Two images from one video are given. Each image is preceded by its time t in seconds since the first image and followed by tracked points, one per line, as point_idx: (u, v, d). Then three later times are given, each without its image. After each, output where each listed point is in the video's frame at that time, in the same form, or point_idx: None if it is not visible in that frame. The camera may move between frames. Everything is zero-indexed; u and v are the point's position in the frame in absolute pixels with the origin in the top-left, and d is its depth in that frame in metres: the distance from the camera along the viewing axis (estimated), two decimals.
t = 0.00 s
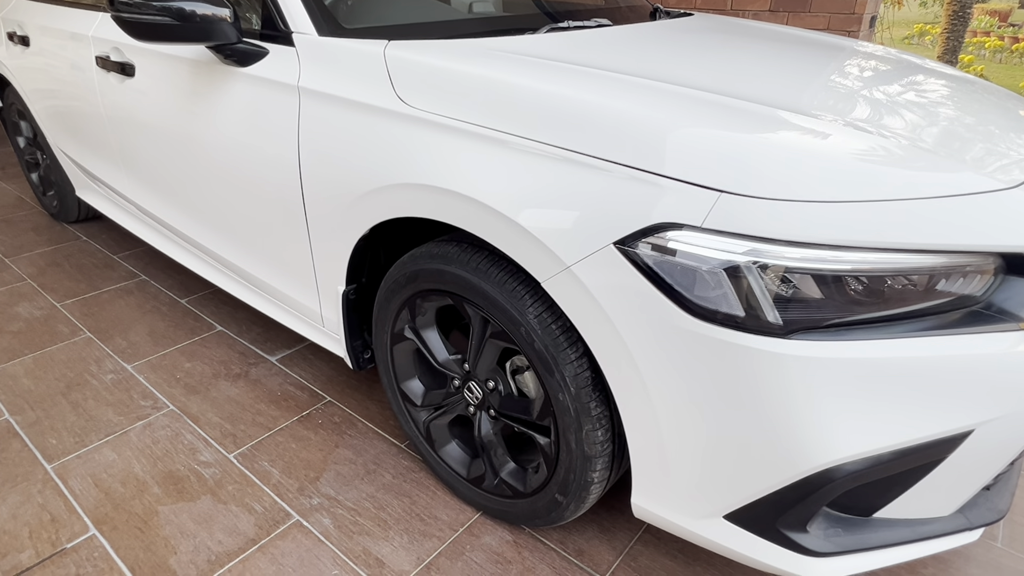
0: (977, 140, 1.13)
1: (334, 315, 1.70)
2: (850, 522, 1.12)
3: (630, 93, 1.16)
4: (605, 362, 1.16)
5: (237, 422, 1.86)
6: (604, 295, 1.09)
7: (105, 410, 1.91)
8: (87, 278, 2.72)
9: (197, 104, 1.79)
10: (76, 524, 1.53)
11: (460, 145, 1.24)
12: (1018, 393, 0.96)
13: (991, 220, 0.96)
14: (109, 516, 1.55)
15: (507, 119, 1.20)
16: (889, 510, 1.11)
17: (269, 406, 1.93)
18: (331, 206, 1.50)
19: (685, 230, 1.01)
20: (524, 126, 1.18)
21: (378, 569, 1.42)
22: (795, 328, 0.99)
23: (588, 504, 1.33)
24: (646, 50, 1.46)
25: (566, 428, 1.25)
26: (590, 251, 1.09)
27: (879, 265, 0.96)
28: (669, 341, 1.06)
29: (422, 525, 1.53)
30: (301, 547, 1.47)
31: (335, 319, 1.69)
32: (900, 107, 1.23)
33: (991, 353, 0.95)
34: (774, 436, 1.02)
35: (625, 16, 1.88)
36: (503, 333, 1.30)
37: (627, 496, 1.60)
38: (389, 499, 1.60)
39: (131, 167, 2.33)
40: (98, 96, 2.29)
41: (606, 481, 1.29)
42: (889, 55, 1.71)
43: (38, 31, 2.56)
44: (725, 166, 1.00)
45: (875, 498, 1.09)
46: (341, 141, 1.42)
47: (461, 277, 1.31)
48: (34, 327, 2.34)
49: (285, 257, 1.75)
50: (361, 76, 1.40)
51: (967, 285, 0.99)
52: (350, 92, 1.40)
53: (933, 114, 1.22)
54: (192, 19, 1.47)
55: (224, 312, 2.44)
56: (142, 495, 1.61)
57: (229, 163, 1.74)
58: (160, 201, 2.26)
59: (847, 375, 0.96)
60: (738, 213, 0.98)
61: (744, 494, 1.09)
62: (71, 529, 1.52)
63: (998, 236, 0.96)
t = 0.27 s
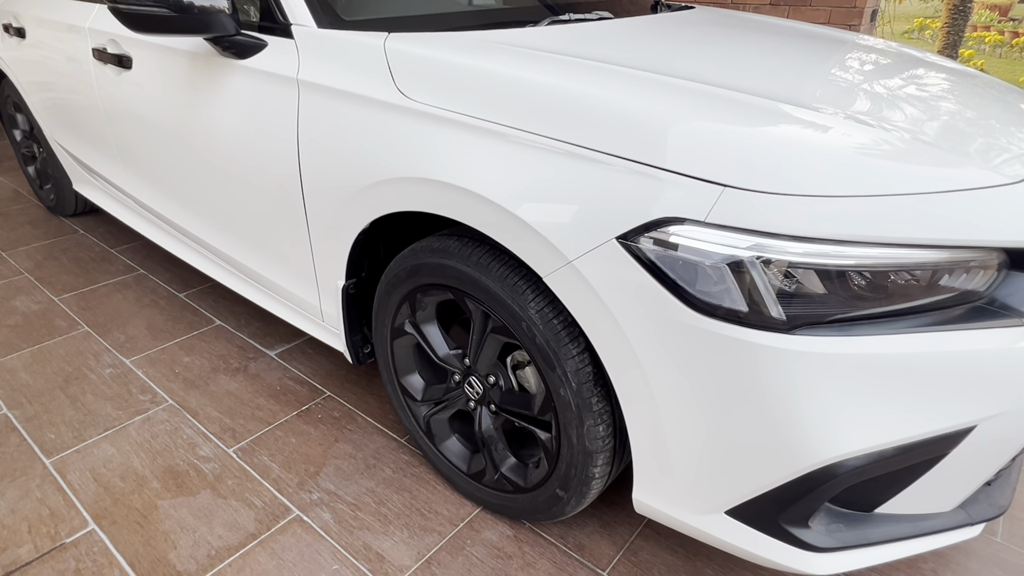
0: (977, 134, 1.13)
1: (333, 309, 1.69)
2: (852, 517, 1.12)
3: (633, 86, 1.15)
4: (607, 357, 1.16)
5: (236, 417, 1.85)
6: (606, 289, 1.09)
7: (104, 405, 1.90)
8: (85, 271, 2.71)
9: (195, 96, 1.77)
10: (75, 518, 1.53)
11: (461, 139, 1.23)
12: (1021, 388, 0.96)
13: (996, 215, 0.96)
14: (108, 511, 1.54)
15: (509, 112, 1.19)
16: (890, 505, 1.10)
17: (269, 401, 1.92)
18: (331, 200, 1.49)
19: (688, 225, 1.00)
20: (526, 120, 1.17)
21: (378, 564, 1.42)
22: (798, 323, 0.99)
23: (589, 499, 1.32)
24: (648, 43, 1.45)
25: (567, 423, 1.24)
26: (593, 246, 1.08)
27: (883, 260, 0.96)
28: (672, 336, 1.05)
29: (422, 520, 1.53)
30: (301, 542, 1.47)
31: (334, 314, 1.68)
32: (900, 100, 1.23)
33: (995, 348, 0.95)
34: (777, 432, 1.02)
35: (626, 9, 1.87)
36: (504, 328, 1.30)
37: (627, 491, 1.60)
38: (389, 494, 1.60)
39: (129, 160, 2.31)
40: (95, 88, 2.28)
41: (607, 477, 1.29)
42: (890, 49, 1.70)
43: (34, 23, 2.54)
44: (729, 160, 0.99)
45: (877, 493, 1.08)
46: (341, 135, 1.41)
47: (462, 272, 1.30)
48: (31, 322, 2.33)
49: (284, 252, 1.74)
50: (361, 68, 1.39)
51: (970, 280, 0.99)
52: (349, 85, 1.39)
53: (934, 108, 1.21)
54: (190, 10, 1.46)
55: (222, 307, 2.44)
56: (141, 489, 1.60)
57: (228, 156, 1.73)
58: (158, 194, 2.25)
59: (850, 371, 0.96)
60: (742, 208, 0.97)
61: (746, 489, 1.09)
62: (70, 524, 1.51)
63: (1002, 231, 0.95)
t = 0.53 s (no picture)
0: (978, 127, 1.12)
1: (333, 302, 1.68)
2: (854, 511, 1.12)
3: (636, 77, 1.14)
4: (609, 350, 1.15)
5: (235, 410, 1.85)
6: (609, 282, 1.08)
7: (102, 398, 1.89)
8: (82, 264, 2.70)
9: (192, 87, 1.76)
10: (75, 511, 1.52)
11: (463, 131, 1.22)
12: None
13: (1001, 208, 0.95)
14: (108, 504, 1.54)
15: (510, 103, 1.17)
16: (892, 499, 1.10)
17: (268, 394, 1.91)
18: (331, 192, 1.48)
19: (692, 218, 0.99)
20: (528, 111, 1.15)
21: (379, 557, 1.42)
22: (803, 317, 0.98)
23: (590, 493, 1.32)
24: (650, 34, 1.44)
25: (569, 417, 1.24)
26: (596, 239, 1.08)
27: (887, 253, 0.95)
28: (676, 329, 1.05)
29: (423, 513, 1.53)
30: (301, 535, 1.47)
31: (334, 307, 1.67)
32: (901, 92, 1.21)
33: (1000, 342, 0.95)
34: (780, 426, 1.01)
35: None
36: (506, 321, 1.29)
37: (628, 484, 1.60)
38: (389, 487, 1.59)
39: (125, 151, 2.29)
40: (90, 79, 2.26)
41: (609, 470, 1.29)
42: (891, 40, 1.69)
43: (28, 12, 2.51)
44: (735, 153, 0.98)
45: (879, 487, 1.08)
46: (341, 126, 1.40)
47: (463, 265, 1.29)
48: (28, 314, 2.32)
49: (283, 244, 1.73)
50: (360, 59, 1.37)
51: (973, 274, 0.98)
52: (349, 76, 1.38)
53: (934, 99, 1.20)
54: None
55: (221, 299, 2.42)
56: (141, 483, 1.60)
57: (226, 148, 1.71)
58: (155, 186, 2.23)
59: (854, 364, 0.96)
60: (747, 201, 0.96)
61: (749, 483, 1.08)
62: (70, 518, 1.51)
63: (1007, 224, 0.95)
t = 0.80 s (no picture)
0: (981, 116, 1.10)
1: (333, 294, 1.67)
2: (859, 503, 1.12)
3: (641, 65, 1.12)
4: (614, 343, 1.14)
5: (235, 402, 1.84)
6: (615, 274, 1.07)
7: (101, 390, 1.88)
8: (78, 255, 2.67)
9: (189, 76, 1.73)
10: (74, 504, 1.51)
11: (466, 120, 1.20)
12: None
13: (1011, 198, 0.94)
14: (108, 497, 1.53)
15: (514, 91, 1.15)
16: (897, 490, 1.10)
17: (268, 385, 1.90)
18: (331, 182, 1.46)
19: (701, 209, 0.98)
20: (532, 100, 1.13)
21: (382, 549, 1.42)
22: (812, 309, 0.97)
23: (594, 485, 1.32)
24: (654, 21, 1.42)
25: (573, 409, 1.23)
26: (602, 231, 1.06)
27: (895, 244, 0.94)
28: (682, 321, 1.04)
29: (425, 505, 1.52)
30: (303, 527, 1.46)
31: (334, 298, 1.66)
32: (901, 81, 1.20)
33: (1008, 334, 0.94)
34: (787, 418, 1.01)
35: None
36: (509, 313, 1.28)
37: (631, 475, 1.60)
38: (391, 479, 1.59)
39: (120, 140, 2.26)
40: (85, 67, 2.22)
41: (612, 462, 1.28)
42: (892, 28, 1.67)
43: None
44: (745, 141, 0.97)
45: (885, 479, 1.08)
46: (341, 115, 1.38)
47: (466, 256, 1.28)
48: (25, 306, 2.30)
49: (282, 235, 1.71)
50: (361, 47, 1.35)
51: (981, 265, 0.97)
52: (350, 64, 1.36)
53: (936, 88, 1.19)
54: None
55: (219, 290, 2.41)
56: (141, 475, 1.59)
57: (224, 137, 1.69)
58: (152, 176, 2.21)
59: (861, 357, 0.95)
60: (756, 192, 0.95)
61: (754, 476, 1.08)
62: (69, 510, 1.50)
63: (1016, 214, 0.94)
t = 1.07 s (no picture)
0: (994, 100, 1.07)
1: (336, 285, 1.63)
2: (877, 498, 1.10)
3: (655, 47, 1.08)
4: (629, 335, 1.12)
5: (236, 394, 1.81)
6: (630, 265, 1.05)
7: (99, 383, 1.85)
8: (74, 245, 2.63)
9: (186, 61, 1.69)
10: (74, 500, 1.49)
11: (474, 106, 1.17)
12: None
13: None
14: (109, 492, 1.51)
15: (525, 76, 1.12)
16: (915, 485, 1.08)
17: (269, 378, 1.88)
18: (335, 171, 1.43)
19: (721, 198, 0.95)
20: (544, 85, 1.10)
21: (389, 544, 1.40)
22: (834, 301, 0.94)
23: (605, 479, 1.30)
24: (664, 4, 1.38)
25: (584, 403, 1.21)
26: (617, 221, 1.03)
27: (916, 235, 0.90)
28: (700, 313, 1.01)
29: (432, 500, 1.50)
30: (309, 522, 1.44)
31: (338, 289, 1.63)
32: (907, 64, 1.16)
33: None
34: (807, 413, 0.98)
35: None
36: (519, 305, 1.25)
37: (639, 468, 1.58)
38: (397, 473, 1.57)
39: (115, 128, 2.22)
40: (78, 52, 2.17)
41: (624, 456, 1.26)
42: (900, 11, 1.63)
43: None
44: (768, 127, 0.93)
45: (905, 474, 1.06)
46: (345, 102, 1.34)
47: (475, 247, 1.25)
48: (20, 297, 2.26)
49: (284, 225, 1.67)
50: (364, 30, 1.31)
51: (1002, 257, 0.93)
52: (354, 49, 1.32)
53: (942, 72, 1.15)
54: None
55: (218, 281, 2.37)
56: (142, 470, 1.56)
57: (223, 124, 1.65)
58: (149, 164, 2.16)
59: (884, 350, 0.92)
60: (778, 179, 0.92)
61: (772, 471, 1.06)
62: (70, 506, 1.47)
63: None
